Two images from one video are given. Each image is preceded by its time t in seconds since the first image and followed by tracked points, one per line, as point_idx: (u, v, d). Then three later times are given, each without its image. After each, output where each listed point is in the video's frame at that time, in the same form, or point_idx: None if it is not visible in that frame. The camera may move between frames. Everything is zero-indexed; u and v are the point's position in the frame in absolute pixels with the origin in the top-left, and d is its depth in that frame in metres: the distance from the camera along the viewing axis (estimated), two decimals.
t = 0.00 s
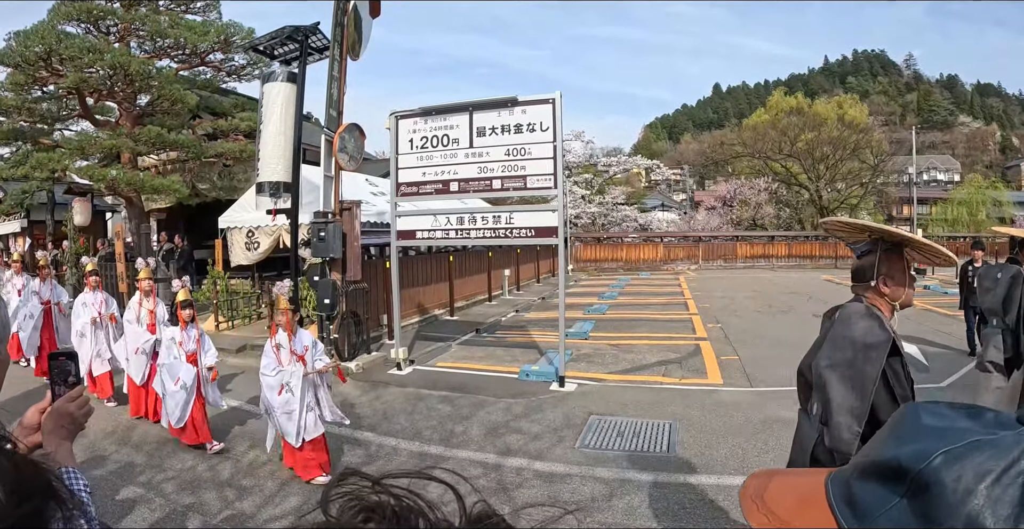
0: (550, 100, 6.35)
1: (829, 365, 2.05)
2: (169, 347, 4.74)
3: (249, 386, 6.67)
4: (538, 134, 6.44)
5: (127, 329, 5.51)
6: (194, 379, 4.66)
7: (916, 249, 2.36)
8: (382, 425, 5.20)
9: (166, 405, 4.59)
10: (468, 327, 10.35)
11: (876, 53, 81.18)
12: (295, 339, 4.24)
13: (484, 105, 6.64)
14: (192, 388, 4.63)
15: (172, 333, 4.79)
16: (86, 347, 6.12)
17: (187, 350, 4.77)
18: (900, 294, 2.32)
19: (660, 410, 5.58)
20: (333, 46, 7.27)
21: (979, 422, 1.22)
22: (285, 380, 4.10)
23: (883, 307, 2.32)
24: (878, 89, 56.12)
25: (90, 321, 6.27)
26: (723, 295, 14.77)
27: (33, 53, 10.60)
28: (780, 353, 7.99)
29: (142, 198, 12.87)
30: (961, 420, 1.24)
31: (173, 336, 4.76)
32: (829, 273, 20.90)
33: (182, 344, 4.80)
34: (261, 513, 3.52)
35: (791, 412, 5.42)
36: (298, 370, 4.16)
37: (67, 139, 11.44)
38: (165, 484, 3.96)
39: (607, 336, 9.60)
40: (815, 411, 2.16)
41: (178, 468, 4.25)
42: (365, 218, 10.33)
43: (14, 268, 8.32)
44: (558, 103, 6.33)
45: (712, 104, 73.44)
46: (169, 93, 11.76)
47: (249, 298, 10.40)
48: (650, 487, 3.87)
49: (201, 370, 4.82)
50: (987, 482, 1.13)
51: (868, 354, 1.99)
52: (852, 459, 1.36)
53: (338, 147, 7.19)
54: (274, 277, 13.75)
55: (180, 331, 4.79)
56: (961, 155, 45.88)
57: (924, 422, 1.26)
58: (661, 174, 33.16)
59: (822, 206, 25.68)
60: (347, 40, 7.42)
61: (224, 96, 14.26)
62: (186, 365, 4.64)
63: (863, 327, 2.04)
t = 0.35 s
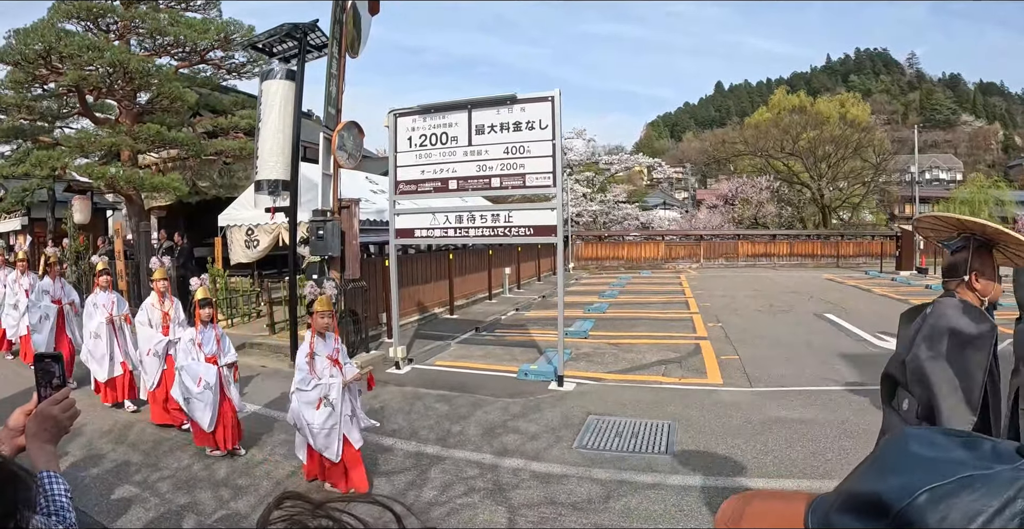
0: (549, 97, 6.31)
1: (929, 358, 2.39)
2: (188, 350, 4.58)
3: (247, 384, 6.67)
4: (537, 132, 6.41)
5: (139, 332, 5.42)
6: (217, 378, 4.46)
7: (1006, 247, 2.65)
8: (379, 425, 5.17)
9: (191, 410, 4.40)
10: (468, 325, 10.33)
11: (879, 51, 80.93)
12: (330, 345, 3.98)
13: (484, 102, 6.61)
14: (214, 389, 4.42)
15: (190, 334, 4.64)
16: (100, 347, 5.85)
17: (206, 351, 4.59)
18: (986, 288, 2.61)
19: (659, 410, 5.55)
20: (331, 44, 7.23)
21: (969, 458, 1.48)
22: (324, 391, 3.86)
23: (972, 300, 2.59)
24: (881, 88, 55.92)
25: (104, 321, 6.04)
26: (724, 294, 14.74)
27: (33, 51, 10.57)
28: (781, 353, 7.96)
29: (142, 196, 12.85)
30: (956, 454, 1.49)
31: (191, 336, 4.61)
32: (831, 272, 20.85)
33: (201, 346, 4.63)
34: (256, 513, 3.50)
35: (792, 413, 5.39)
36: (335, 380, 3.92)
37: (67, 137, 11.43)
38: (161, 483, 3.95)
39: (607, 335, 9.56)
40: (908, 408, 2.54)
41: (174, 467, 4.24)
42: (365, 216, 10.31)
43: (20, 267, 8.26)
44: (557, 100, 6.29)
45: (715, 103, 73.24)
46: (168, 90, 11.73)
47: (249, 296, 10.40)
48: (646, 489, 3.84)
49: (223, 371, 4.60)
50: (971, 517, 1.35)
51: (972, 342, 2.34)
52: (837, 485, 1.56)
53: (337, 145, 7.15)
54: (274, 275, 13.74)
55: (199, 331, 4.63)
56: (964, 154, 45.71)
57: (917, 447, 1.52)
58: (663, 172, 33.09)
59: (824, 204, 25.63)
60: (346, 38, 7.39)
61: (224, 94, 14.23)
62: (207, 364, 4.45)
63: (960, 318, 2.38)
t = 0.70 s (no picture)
0: (550, 95, 6.29)
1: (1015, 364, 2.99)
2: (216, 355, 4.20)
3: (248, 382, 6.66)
4: (538, 130, 6.39)
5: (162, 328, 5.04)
6: (249, 388, 4.15)
7: None
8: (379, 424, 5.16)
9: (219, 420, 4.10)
10: (468, 323, 10.31)
11: (882, 49, 80.67)
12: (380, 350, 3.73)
13: (485, 100, 6.60)
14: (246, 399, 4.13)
15: (218, 338, 4.25)
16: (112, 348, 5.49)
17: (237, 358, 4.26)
18: None
19: (659, 410, 5.53)
20: (332, 41, 7.21)
21: (972, 474, 1.52)
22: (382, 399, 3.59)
23: None
24: (883, 85, 55.75)
25: (117, 320, 5.68)
26: (725, 293, 14.70)
27: (34, 49, 10.59)
28: (782, 352, 7.93)
29: (143, 193, 12.85)
30: (959, 470, 1.54)
31: (221, 341, 4.21)
32: (832, 271, 20.83)
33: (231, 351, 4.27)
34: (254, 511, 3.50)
35: (792, 413, 5.37)
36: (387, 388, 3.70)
37: (68, 134, 11.42)
38: (160, 482, 3.95)
39: (608, 334, 9.55)
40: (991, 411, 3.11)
41: (174, 465, 4.23)
42: (365, 214, 10.29)
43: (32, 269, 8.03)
44: (558, 98, 6.28)
45: (717, 101, 73.11)
46: (170, 88, 11.72)
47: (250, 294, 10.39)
48: (645, 488, 3.83)
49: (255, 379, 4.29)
50: None
51: None
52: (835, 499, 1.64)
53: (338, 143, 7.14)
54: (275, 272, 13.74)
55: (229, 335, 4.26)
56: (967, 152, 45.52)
57: (919, 461, 1.58)
58: (665, 170, 33.04)
59: (826, 203, 25.56)
60: (347, 35, 7.37)
61: (226, 91, 14.21)
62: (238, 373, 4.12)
63: None
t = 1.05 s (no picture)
0: (552, 93, 6.28)
1: None
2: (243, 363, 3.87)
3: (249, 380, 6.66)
4: (539, 127, 6.37)
5: (190, 333, 4.85)
6: (274, 402, 3.83)
7: None
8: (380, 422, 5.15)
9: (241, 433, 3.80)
10: (470, 321, 10.31)
11: (885, 47, 80.41)
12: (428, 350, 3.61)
13: (486, 97, 6.58)
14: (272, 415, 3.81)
15: (248, 346, 3.89)
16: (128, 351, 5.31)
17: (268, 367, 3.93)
18: None
19: (660, 408, 5.52)
20: (334, 38, 7.20)
21: (979, 487, 1.69)
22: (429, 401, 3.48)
23: None
24: (887, 83, 55.59)
25: (133, 323, 5.51)
26: (728, 291, 14.69)
27: (35, 47, 10.64)
28: (784, 351, 7.92)
29: (145, 191, 12.86)
30: (967, 483, 1.72)
31: (252, 350, 3.87)
32: (834, 269, 20.79)
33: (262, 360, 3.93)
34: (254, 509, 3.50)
35: (794, 412, 5.35)
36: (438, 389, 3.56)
37: (69, 132, 11.42)
38: (160, 479, 3.95)
39: (610, 332, 9.54)
40: None
41: (174, 463, 4.23)
42: (367, 212, 10.29)
43: (45, 267, 7.82)
44: (560, 96, 6.27)
45: (719, 99, 72.93)
46: (171, 85, 11.71)
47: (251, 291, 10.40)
48: (645, 487, 3.83)
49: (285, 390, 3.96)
50: None
51: None
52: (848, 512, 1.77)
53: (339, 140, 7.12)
54: (277, 269, 13.74)
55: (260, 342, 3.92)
56: (970, 150, 45.36)
57: (927, 474, 1.77)
58: (667, 168, 32.99)
59: (828, 201, 25.51)
60: (348, 32, 7.37)
61: (228, 89, 14.21)
62: (263, 388, 3.79)
63: None
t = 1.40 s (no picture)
0: (555, 91, 6.26)
1: None
2: (277, 368, 3.73)
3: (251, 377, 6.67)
4: (542, 126, 6.36)
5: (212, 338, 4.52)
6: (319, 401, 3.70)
7: None
8: (382, 420, 5.16)
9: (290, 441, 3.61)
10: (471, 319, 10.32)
11: (887, 46, 80.20)
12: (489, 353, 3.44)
13: (488, 95, 6.57)
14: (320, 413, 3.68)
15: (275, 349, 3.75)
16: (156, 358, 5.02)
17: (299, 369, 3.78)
18: None
19: (661, 407, 5.53)
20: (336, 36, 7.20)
21: (980, 499, 1.70)
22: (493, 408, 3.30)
23: None
24: (889, 82, 55.47)
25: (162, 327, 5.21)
26: (729, 289, 14.67)
27: (36, 45, 10.63)
28: (785, 349, 7.91)
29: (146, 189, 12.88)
30: (968, 495, 1.73)
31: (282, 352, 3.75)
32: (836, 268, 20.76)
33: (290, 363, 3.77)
34: (256, 508, 3.50)
35: (795, 411, 5.35)
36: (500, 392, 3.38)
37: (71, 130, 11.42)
38: (162, 478, 3.95)
39: (611, 330, 9.54)
40: None
41: (176, 461, 4.24)
42: (368, 210, 10.29)
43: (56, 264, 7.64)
44: (562, 94, 6.25)
45: (721, 97, 72.81)
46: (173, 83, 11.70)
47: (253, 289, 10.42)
48: (647, 486, 3.82)
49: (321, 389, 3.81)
50: None
51: None
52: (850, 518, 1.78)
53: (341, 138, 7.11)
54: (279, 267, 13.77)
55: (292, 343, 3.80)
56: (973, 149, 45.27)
57: (930, 485, 1.77)
58: (669, 165, 32.96)
59: (830, 199, 25.48)
60: (350, 30, 7.36)
61: (229, 86, 14.20)
62: (309, 385, 3.67)
63: None
